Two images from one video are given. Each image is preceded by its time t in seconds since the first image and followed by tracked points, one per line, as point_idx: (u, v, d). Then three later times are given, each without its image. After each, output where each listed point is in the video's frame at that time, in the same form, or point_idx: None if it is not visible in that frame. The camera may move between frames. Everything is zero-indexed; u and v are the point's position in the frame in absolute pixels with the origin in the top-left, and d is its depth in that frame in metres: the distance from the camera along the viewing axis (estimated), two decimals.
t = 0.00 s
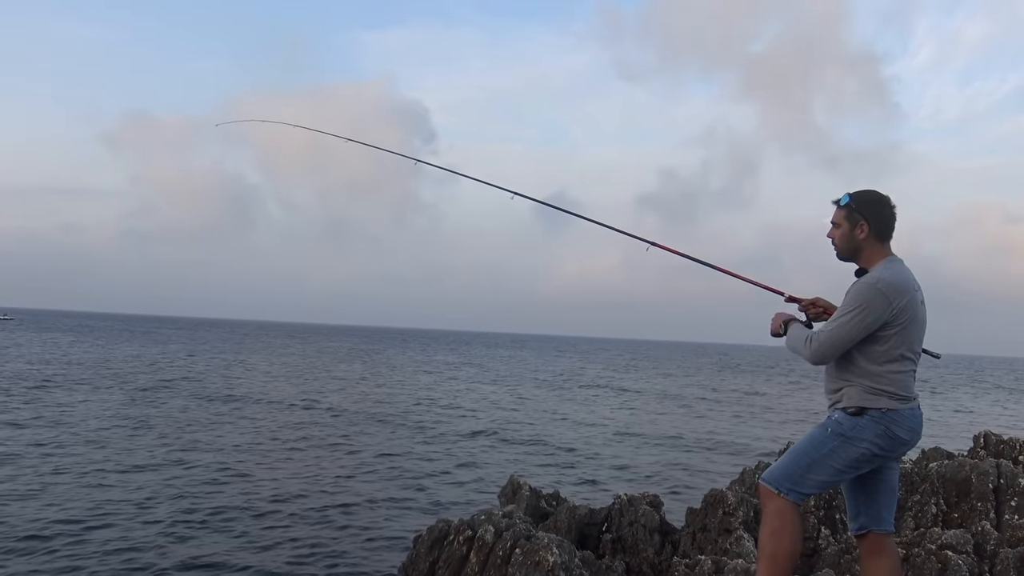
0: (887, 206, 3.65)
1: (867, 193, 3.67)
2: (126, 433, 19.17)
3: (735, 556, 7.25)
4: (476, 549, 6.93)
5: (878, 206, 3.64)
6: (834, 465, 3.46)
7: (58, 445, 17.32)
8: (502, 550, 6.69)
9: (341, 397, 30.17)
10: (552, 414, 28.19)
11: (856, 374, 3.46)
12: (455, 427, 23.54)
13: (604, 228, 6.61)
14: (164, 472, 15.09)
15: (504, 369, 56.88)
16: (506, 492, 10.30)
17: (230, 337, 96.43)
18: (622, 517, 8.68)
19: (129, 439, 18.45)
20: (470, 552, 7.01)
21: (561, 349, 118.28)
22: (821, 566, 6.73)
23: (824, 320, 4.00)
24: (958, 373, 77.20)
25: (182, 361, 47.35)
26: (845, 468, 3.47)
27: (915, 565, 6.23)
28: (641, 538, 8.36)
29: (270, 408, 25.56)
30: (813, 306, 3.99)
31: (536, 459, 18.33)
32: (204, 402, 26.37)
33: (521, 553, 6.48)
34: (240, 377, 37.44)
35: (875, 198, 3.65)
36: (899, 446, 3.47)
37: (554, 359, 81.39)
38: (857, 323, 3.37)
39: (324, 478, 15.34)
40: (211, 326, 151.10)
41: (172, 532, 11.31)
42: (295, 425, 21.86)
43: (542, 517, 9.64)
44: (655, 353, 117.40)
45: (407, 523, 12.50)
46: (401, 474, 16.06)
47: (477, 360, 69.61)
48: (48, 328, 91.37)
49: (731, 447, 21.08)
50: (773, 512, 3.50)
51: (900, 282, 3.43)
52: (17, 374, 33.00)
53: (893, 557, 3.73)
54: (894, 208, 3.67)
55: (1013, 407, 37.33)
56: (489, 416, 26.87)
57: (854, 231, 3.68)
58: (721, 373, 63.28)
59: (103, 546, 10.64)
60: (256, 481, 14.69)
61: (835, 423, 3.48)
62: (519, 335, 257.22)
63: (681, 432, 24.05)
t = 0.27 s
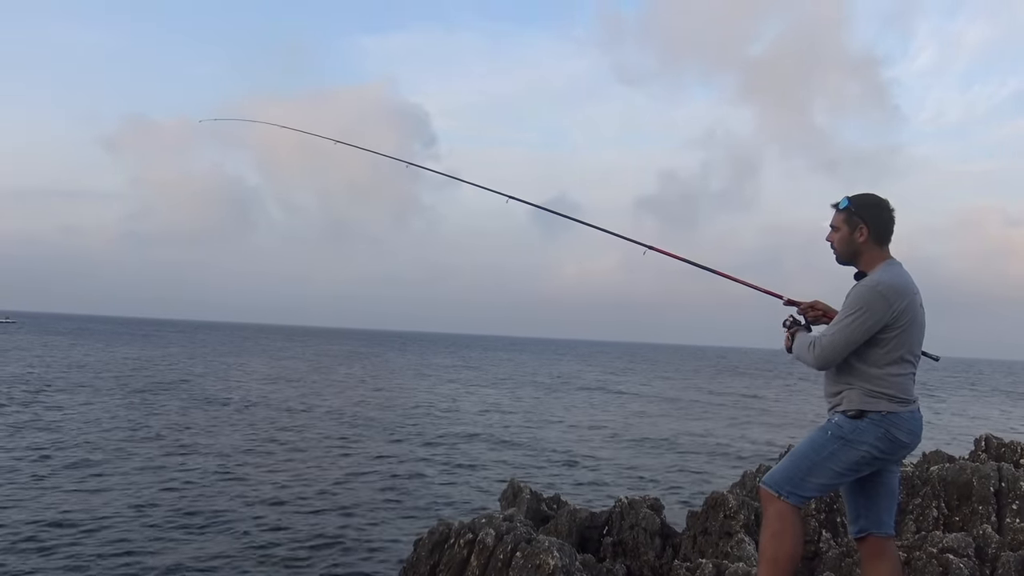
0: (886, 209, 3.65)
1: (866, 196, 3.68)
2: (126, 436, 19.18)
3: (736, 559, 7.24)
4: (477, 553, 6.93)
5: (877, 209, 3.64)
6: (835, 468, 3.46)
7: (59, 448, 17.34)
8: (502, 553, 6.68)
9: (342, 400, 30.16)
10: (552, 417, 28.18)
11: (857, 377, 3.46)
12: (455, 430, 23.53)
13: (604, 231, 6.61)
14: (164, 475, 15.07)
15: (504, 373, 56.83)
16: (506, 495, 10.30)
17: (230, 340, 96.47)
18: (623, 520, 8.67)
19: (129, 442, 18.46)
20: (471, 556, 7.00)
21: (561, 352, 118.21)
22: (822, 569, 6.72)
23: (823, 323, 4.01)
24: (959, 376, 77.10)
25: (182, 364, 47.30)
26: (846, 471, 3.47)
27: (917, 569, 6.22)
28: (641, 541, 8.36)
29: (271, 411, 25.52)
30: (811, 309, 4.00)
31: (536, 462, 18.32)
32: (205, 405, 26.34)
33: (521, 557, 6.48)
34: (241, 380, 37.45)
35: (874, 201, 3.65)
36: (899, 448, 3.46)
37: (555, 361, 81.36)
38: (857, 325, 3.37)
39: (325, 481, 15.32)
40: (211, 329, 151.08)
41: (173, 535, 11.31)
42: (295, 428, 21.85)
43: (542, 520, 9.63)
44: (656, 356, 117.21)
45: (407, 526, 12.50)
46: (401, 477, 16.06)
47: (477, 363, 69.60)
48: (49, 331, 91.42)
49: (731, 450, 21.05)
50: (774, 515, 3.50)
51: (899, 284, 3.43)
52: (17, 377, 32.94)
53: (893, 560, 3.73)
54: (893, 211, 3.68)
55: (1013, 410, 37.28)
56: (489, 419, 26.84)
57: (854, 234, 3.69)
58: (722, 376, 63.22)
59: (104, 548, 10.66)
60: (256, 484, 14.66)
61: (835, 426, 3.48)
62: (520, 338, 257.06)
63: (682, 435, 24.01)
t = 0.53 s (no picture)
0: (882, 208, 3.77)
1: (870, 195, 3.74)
2: (118, 436, 19.10)
3: (728, 558, 7.25)
4: (470, 553, 6.92)
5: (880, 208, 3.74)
6: (826, 467, 3.47)
7: (50, 448, 17.25)
8: (495, 553, 6.67)
9: (334, 400, 30.08)
10: (545, 417, 28.17)
11: (847, 375, 3.46)
12: (448, 430, 23.50)
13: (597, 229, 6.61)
14: (156, 475, 14.99)
15: (497, 372, 56.81)
16: (499, 495, 10.29)
17: (222, 340, 96.15)
18: (616, 520, 8.68)
19: (121, 442, 18.38)
20: (464, 556, 6.99)
21: (555, 352, 118.14)
22: (814, 568, 6.73)
23: (811, 321, 4.01)
24: (950, 376, 77.37)
25: (173, 364, 47.11)
26: (837, 470, 3.48)
27: (909, 568, 6.23)
28: (634, 541, 8.36)
29: (263, 411, 25.44)
30: (800, 307, 4.00)
31: (530, 461, 18.31)
32: (197, 405, 26.22)
33: (515, 556, 6.47)
34: (233, 380, 37.31)
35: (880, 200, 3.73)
36: (890, 447, 3.47)
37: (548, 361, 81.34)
38: (848, 323, 3.37)
39: (317, 481, 15.27)
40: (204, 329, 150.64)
41: (166, 534, 11.28)
42: (287, 428, 21.79)
43: (536, 520, 9.63)
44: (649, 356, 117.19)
45: (400, 526, 12.49)
46: (395, 477, 16.03)
47: (471, 363, 69.53)
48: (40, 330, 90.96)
49: (724, 450, 21.08)
50: (766, 514, 3.51)
51: (894, 283, 3.45)
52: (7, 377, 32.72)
53: (885, 559, 3.74)
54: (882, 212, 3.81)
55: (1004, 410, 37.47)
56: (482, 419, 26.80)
57: (871, 232, 3.69)
58: (714, 375, 63.34)
59: (97, 548, 10.62)
60: (249, 484, 14.60)
61: (827, 425, 3.48)
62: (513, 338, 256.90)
63: (675, 435, 24.04)
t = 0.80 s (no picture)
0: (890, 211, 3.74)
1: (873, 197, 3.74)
2: (115, 436, 19.07)
3: (726, 558, 7.26)
4: (468, 552, 6.91)
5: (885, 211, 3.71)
6: (823, 466, 3.47)
7: (47, 448, 17.23)
8: (494, 552, 6.67)
9: (332, 400, 30.04)
10: (543, 416, 28.18)
11: (846, 375, 3.46)
12: (446, 429, 23.48)
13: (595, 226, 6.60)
14: (154, 475, 14.97)
15: (495, 372, 56.81)
16: (497, 494, 10.29)
17: (220, 340, 95.97)
18: (614, 519, 8.68)
19: (118, 442, 18.35)
20: (462, 555, 6.99)
21: (553, 351, 118.08)
22: (812, 568, 6.74)
23: (805, 318, 4.01)
24: (947, 375, 77.45)
25: (171, 363, 47.04)
26: (834, 469, 3.48)
27: (906, 566, 6.24)
28: (632, 540, 8.36)
29: (261, 411, 25.40)
30: (795, 304, 4.00)
31: (528, 461, 18.31)
32: (194, 405, 26.17)
33: (512, 556, 6.46)
34: (230, 380, 37.25)
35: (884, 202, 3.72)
36: (887, 446, 3.48)
37: (545, 361, 81.29)
38: (850, 321, 3.38)
39: (315, 481, 15.25)
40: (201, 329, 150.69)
41: (165, 533, 11.26)
42: (285, 428, 21.76)
43: (534, 519, 9.63)
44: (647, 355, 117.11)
45: (399, 525, 12.49)
46: (393, 476, 16.01)
47: (468, 363, 69.50)
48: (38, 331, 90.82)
49: (722, 449, 21.08)
50: (763, 513, 3.51)
51: (895, 283, 3.46)
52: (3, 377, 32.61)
53: (880, 557, 3.74)
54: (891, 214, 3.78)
55: (1000, 409, 37.51)
56: (480, 419, 26.79)
57: (869, 233, 3.68)
58: (712, 375, 63.38)
59: (96, 547, 10.61)
60: (247, 484, 14.58)
61: (824, 424, 3.48)
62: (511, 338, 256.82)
63: (672, 434, 24.03)
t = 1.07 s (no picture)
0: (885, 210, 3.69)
1: (867, 195, 3.70)
2: (116, 435, 19.08)
3: (726, 556, 7.26)
4: (468, 551, 6.92)
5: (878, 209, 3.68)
6: (823, 465, 3.47)
7: (48, 447, 17.23)
8: (494, 551, 6.67)
9: (332, 399, 30.06)
10: (543, 414, 28.20)
11: (845, 373, 3.47)
12: (446, 428, 23.47)
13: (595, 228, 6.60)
14: (154, 474, 14.97)
15: (495, 371, 56.76)
16: (497, 493, 10.29)
17: (219, 339, 95.93)
18: (614, 518, 8.68)
19: (118, 441, 18.35)
20: (462, 554, 6.99)
21: (553, 350, 118.08)
22: (812, 567, 6.74)
23: (804, 318, 4.01)
24: (948, 373, 77.45)
25: (171, 363, 47.04)
26: (833, 467, 3.48)
27: (907, 565, 6.24)
28: (633, 539, 8.37)
29: (261, 410, 25.39)
30: (793, 303, 4.00)
31: (528, 460, 18.31)
32: (194, 404, 26.16)
33: (513, 555, 6.47)
34: (230, 379, 37.24)
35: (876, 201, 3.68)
36: (886, 444, 3.48)
37: (546, 360, 81.28)
38: (849, 320, 3.38)
39: (315, 479, 15.25)
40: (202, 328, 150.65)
41: (166, 533, 11.26)
42: (285, 427, 21.77)
43: (534, 518, 9.63)
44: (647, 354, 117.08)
45: (400, 524, 12.49)
46: (393, 475, 16.02)
47: (468, 362, 69.50)
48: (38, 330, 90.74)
49: (722, 448, 21.07)
50: (763, 512, 3.51)
51: (893, 282, 3.45)
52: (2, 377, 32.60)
53: (880, 556, 3.75)
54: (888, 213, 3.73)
55: (1001, 408, 37.49)
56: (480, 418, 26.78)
57: (856, 232, 3.68)
58: (712, 374, 63.35)
59: (98, 547, 10.61)
60: (246, 483, 14.59)
61: (824, 423, 3.48)
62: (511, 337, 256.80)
63: (672, 433, 24.02)
